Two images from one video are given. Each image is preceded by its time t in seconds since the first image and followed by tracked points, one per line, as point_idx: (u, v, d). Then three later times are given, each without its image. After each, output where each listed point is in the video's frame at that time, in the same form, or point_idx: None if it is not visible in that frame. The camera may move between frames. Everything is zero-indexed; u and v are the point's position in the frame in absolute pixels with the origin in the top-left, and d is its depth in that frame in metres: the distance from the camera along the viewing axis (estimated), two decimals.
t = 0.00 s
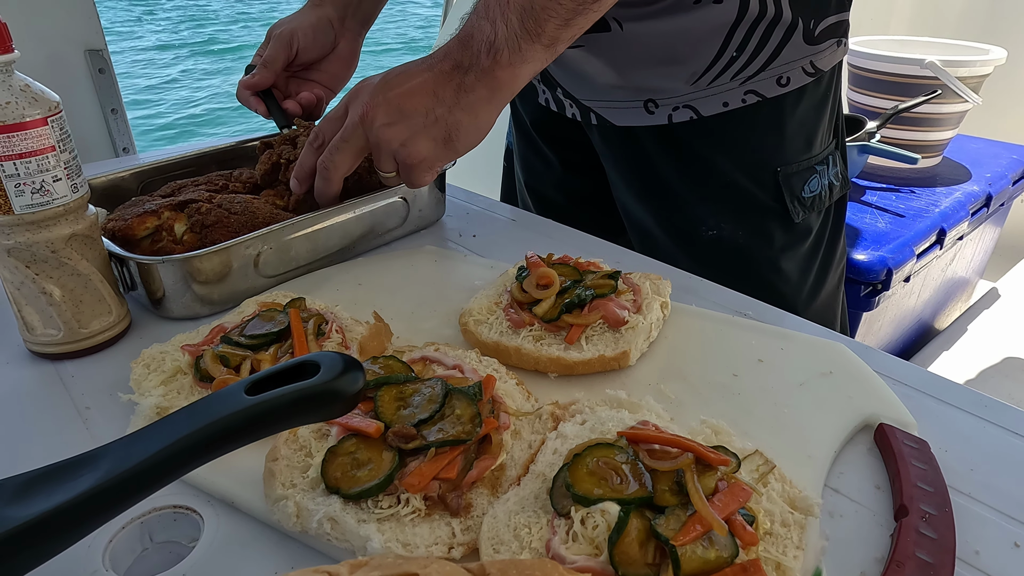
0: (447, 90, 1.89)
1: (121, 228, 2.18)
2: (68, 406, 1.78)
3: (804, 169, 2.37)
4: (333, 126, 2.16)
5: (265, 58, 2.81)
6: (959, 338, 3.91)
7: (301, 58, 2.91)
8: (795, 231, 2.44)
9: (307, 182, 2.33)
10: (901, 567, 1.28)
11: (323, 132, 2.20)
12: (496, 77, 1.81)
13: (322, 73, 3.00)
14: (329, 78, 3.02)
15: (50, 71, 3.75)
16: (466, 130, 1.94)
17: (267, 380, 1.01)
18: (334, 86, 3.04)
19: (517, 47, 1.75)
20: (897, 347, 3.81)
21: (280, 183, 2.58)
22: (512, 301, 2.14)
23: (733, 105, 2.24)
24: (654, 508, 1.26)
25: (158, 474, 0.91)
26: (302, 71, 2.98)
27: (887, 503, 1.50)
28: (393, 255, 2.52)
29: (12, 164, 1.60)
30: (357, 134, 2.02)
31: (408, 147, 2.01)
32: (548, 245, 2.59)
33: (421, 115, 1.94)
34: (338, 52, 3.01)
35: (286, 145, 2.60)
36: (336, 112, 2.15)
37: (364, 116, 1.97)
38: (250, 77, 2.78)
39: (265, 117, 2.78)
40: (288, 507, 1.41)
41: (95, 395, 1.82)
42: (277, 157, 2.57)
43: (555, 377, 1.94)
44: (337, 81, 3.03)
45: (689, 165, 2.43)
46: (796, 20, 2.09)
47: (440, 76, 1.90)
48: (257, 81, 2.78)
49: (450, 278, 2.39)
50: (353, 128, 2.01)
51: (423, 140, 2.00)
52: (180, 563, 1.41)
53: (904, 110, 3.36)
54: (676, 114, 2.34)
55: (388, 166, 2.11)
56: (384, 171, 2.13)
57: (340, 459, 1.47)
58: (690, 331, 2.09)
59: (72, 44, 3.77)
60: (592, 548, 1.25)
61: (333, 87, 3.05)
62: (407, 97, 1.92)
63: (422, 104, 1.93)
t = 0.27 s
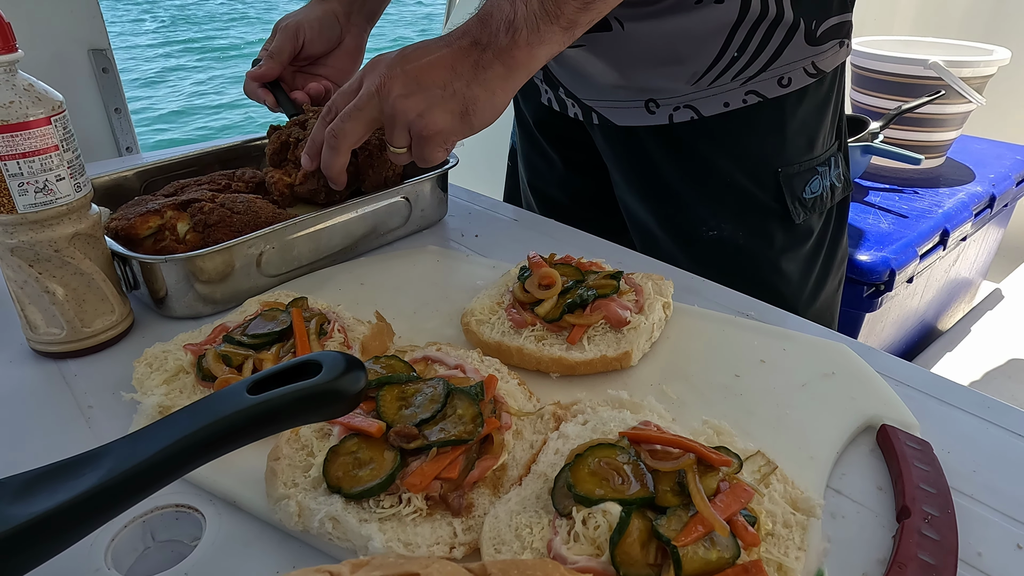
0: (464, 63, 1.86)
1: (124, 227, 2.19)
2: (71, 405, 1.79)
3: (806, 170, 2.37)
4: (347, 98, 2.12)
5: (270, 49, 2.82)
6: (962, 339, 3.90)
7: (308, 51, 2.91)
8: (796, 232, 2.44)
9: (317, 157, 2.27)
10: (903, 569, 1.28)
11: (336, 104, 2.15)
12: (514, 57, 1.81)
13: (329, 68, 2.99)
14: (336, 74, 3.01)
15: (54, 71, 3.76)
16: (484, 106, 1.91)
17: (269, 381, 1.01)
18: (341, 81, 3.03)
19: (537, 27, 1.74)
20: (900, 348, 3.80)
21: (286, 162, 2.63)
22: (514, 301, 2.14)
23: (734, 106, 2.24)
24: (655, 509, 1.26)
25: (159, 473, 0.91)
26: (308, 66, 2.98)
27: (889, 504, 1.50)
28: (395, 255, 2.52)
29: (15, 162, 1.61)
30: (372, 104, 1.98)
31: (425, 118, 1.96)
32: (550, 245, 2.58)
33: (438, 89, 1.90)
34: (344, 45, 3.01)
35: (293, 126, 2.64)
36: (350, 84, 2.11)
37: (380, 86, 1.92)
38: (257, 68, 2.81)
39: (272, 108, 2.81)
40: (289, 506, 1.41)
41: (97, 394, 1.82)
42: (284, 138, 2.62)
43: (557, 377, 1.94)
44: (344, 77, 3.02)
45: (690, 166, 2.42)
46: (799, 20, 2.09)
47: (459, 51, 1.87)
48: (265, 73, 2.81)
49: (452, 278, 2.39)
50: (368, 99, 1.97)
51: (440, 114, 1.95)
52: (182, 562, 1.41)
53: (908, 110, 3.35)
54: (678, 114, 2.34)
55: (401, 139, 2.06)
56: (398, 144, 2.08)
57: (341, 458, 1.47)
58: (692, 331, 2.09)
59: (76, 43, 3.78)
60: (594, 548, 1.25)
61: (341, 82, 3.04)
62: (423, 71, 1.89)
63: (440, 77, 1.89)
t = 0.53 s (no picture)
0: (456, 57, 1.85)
1: (125, 226, 2.19)
2: (73, 405, 1.79)
3: (805, 171, 2.36)
4: (336, 89, 2.07)
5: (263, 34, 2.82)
6: (963, 340, 3.90)
7: (299, 38, 2.91)
8: (795, 232, 2.44)
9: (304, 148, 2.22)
10: (904, 569, 1.28)
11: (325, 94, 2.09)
12: (506, 53, 1.79)
13: (321, 55, 3.00)
14: (328, 61, 3.01)
15: (55, 71, 3.76)
16: (473, 102, 1.90)
17: (270, 380, 1.01)
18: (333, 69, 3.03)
19: (528, 26, 1.74)
20: (901, 349, 3.80)
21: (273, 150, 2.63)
22: (514, 301, 2.14)
23: (733, 107, 2.24)
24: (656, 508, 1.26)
25: (158, 473, 0.91)
26: (300, 53, 2.99)
27: (890, 504, 1.50)
28: (395, 255, 2.52)
29: (16, 162, 1.61)
30: (361, 95, 1.94)
31: (414, 112, 1.93)
32: (550, 245, 2.58)
33: (428, 83, 1.88)
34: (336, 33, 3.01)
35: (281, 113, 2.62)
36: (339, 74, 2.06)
37: (370, 77, 1.89)
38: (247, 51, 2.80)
39: (262, 92, 2.82)
40: (291, 506, 1.41)
41: (99, 394, 1.82)
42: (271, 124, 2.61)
43: (557, 377, 1.94)
44: (335, 65, 3.02)
45: (690, 166, 2.42)
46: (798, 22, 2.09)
47: (450, 46, 1.85)
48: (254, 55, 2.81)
49: (453, 277, 2.39)
50: (357, 90, 1.93)
51: (428, 109, 1.92)
52: (183, 561, 1.41)
53: (909, 110, 3.35)
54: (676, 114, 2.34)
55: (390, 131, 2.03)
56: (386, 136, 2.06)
57: (342, 457, 1.47)
58: (692, 331, 2.09)
59: (77, 42, 3.77)
60: (594, 548, 1.25)
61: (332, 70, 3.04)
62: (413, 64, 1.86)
63: (431, 71, 1.86)
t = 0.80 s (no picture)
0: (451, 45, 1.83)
1: (124, 227, 2.18)
2: (71, 406, 1.78)
3: (803, 173, 2.37)
4: (324, 74, 2.02)
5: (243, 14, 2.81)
6: (962, 339, 3.91)
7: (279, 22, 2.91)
8: (794, 234, 2.44)
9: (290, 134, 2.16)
10: (903, 568, 1.28)
11: (313, 78, 2.04)
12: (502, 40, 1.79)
13: (301, 40, 3.01)
14: (309, 46, 3.02)
15: (53, 71, 3.75)
16: (468, 90, 1.88)
17: (270, 380, 1.01)
18: (313, 55, 3.04)
19: (528, 13, 1.75)
20: (900, 348, 3.81)
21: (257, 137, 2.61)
22: (513, 301, 2.14)
23: (732, 108, 2.24)
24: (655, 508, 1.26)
25: (157, 473, 0.91)
26: (280, 38, 2.99)
27: (888, 503, 1.50)
28: (394, 255, 2.52)
29: (14, 162, 1.60)
30: (351, 80, 1.90)
31: (407, 100, 1.90)
32: (549, 245, 2.58)
33: (422, 71, 1.86)
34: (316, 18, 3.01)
35: (264, 100, 2.59)
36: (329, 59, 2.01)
37: (361, 62, 1.86)
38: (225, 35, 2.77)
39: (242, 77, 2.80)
40: (290, 506, 1.41)
41: (97, 394, 1.82)
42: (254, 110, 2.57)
43: (556, 377, 1.94)
44: (317, 51, 3.03)
45: (689, 168, 2.42)
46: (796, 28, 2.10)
47: (445, 33, 1.83)
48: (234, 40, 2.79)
49: (452, 277, 2.39)
50: (348, 75, 1.89)
51: (421, 97, 1.90)
52: (182, 562, 1.41)
53: (907, 110, 3.35)
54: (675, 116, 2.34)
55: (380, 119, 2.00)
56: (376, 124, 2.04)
57: (341, 457, 1.47)
58: (691, 331, 2.09)
59: (75, 43, 3.77)
60: (593, 548, 1.25)
61: (312, 56, 3.05)
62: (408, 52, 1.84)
63: (425, 57, 1.84)
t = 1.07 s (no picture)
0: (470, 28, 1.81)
1: (121, 227, 2.18)
2: (68, 407, 1.78)
3: (804, 173, 2.39)
4: (341, 68, 1.93)
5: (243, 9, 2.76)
6: (959, 338, 3.91)
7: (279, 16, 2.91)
8: (794, 234, 2.46)
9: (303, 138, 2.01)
10: (901, 567, 1.28)
11: (328, 71, 1.93)
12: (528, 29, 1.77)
13: (299, 34, 3.01)
14: (305, 40, 3.03)
15: (49, 71, 3.74)
16: (493, 81, 1.84)
17: (269, 380, 1.01)
18: (310, 48, 3.05)
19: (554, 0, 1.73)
20: (897, 347, 3.82)
21: (266, 136, 2.46)
22: (511, 301, 2.14)
23: (736, 108, 2.25)
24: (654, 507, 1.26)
25: (156, 474, 0.91)
26: (277, 33, 2.99)
27: (886, 502, 1.50)
28: (392, 255, 2.52)
29: (11, 163, 1.60)
30: (372, 73, 1.81)
31: (431, 92, 1.86)
32: (547, 245, 2.59)
33: (445, 61, 1.81)
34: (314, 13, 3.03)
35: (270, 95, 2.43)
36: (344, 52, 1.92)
37: (383, 53, 1.79)
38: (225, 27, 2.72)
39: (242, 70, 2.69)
40: (288, 507, 1.41)
41: (95, 395, 1.82)
42: (260, 109, 2.42)
43: (555, 377, 1.94)
44: (314, 45, 3.05)
45: (692, 168, 2.41)
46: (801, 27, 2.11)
47: (468, 21, 1.80)
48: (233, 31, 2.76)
49: (450, 278, 2.39)
50: (368, 67, 1.80)
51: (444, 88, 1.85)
52: (180, 563, 1.41)
53: (904, 110, 3.36)
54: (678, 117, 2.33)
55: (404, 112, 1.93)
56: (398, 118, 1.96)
57: (339, 457, 1.47)
58: (689, 331, 2.09)
59: (72, 43, 3.76)
60: (592, 547, 1.25)
61: (309, 50, 3.05)
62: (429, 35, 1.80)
63: (448, 48, 1.81)
